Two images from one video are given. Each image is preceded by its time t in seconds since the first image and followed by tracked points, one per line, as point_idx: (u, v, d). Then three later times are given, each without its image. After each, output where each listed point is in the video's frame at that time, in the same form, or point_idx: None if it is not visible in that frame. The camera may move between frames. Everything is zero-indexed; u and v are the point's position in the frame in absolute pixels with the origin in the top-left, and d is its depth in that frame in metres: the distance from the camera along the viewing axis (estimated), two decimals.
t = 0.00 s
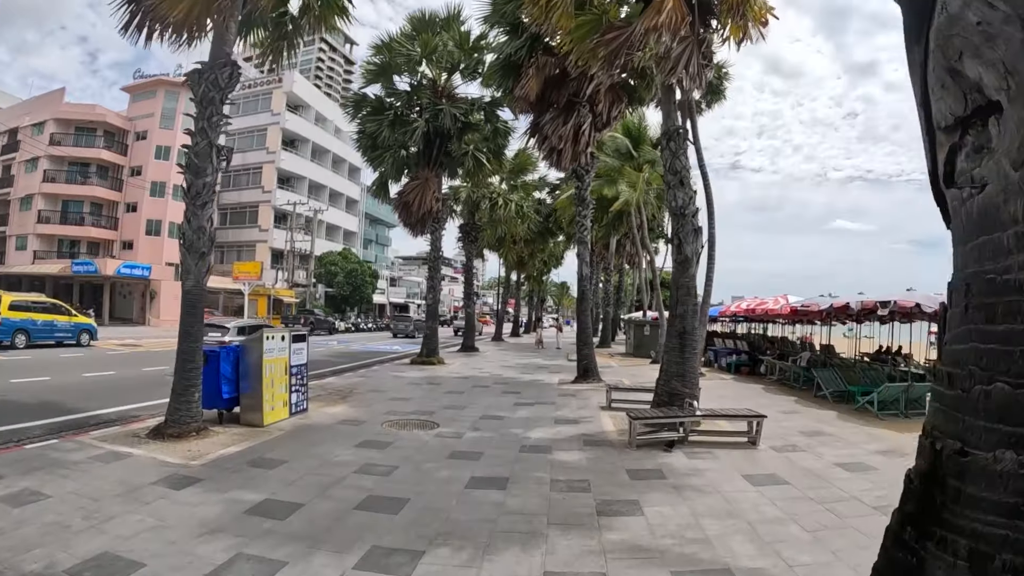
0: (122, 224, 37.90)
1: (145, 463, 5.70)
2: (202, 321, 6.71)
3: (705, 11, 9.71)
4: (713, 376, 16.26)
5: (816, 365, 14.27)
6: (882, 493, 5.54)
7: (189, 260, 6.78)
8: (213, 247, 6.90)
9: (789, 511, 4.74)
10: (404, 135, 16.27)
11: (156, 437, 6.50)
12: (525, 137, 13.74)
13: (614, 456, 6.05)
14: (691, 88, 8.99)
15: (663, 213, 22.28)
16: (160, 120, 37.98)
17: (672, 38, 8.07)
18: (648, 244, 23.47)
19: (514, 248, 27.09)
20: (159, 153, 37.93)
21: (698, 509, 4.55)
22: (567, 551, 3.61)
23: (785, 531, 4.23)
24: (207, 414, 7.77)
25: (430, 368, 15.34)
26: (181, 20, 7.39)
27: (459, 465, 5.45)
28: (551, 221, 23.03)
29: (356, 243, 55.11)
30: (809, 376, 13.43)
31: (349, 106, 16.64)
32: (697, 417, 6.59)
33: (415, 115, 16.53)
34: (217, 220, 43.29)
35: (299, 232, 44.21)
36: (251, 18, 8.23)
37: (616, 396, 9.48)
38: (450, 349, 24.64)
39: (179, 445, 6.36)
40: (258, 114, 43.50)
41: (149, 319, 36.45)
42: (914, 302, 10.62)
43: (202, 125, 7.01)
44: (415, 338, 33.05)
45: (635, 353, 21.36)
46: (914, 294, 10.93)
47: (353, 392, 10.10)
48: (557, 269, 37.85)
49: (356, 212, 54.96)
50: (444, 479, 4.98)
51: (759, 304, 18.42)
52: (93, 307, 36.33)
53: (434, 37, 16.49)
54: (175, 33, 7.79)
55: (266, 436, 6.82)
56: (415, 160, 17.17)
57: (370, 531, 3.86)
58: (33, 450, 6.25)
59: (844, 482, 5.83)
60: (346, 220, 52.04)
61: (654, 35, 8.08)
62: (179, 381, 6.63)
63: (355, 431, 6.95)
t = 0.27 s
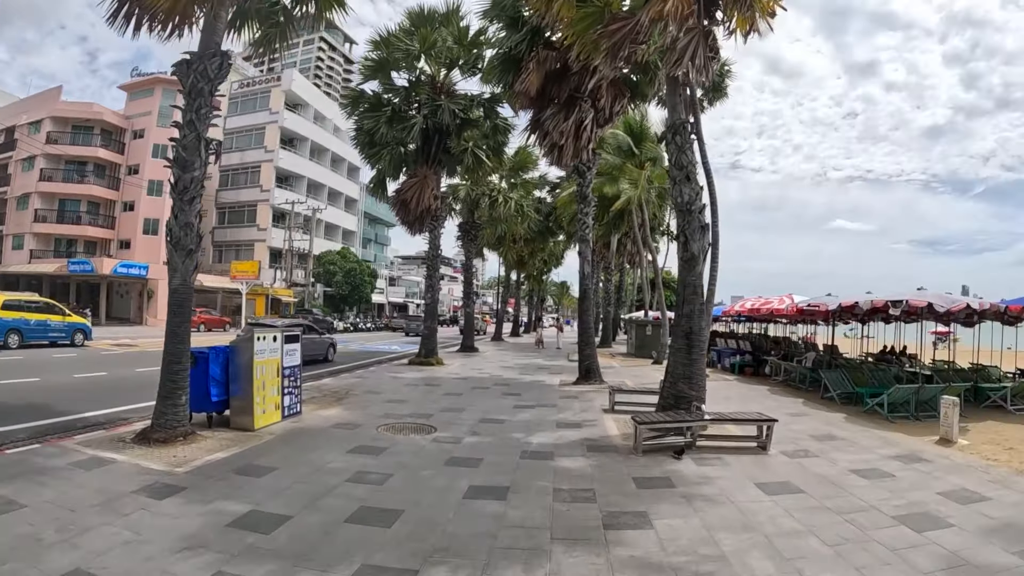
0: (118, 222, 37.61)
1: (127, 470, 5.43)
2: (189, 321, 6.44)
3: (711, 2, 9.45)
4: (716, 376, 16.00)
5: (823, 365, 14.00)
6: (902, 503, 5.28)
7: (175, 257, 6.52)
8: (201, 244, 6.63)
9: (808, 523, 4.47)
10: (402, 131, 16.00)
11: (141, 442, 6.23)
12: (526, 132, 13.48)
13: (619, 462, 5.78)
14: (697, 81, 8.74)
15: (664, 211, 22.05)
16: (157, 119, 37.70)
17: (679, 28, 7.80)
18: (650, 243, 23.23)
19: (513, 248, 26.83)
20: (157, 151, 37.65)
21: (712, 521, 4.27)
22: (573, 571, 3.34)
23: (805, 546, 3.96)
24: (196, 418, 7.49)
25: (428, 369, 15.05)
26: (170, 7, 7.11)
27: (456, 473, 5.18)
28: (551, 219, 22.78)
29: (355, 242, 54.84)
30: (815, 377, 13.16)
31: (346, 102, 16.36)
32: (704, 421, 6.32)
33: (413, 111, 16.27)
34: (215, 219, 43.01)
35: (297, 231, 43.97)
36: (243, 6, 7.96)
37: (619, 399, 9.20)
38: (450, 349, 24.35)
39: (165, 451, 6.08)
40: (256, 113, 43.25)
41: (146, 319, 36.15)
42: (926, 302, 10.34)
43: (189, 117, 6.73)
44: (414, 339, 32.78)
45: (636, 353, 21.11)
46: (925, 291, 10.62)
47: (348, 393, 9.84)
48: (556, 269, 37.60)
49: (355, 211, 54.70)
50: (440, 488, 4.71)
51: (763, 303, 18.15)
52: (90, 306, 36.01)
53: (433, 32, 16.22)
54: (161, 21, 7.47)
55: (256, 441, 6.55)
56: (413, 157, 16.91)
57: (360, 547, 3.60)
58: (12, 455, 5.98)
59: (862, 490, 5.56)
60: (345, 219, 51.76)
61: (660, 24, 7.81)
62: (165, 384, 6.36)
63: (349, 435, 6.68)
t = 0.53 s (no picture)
0: (115, 221, 37.32)
1: (110, 480, 5.16)
2: (176, 323, 6.17)
3: None
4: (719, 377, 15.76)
5: (829, 366, 13.75)
6: (924, 515, 5.03)
7: (162, 256, 6.25)
8: (189, 242, 6.37)
9: (829, 539, 4.22)
10: (400, 127, 15.73)
11: (127, 450, 5.97)
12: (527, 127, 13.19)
13: (626, 471, 5.53)
14: (705, 73, 8.47)
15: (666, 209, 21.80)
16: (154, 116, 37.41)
17: (686, 19, 7.53)
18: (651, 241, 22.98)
19: (512, 246, 26.56)
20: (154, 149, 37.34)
21: (728, 538, 4.02)
22: None
23: (827, 565, 3.71)
24: (186, 423, 7.23)
25: (427, 370, 14.78)
26: None
27: (455, 483, 4.92)
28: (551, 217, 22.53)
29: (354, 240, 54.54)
30: (822, 379, 12.91)
31: (344, 98, 16.08)
32: (714, 427, 6.07)
33: (411, 107, 15.99)
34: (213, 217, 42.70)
35: (295, 230, 43.68)
36: None
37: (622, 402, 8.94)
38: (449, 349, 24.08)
39: (151, 458, 5.82)
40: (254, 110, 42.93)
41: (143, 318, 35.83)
42: (939, 303, 10.09)
43: (177, 109, 6.45)
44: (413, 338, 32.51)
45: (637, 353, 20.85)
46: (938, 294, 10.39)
47: (344, 396, 9.58)
48: (556, 267, 37.35)
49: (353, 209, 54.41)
50: (439, 501, 4.45)
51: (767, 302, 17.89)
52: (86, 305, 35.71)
53: (432, 26, 15.94)
54: (149, 9, 7.18)
55: (247, 447, 6.29)
56: (412, 154, 16.63)
57: (352, 569, 3.34)
58: None
59: (880, 501, 5.31)
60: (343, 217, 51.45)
61: (667, 15, 7.53)
62: (151, 388, 6.10)
63: (343, 442, 6.42)
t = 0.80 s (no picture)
0: (113, 219, 37.08)
1: (93, 484, 4.90)
2: (164, 320, 5.92)
3: None
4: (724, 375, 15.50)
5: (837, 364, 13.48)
6: (952, 519, 4.77)
7: (151, 248, 5.98)
8: (179, 235, 6.09)
9: (857, 546, 3.96)
10: (399, 121, 15.47)
11: (115, 452, 5.71)
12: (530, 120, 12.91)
13: (636, 474, 5.26)
14: (715, 62, 8.20)
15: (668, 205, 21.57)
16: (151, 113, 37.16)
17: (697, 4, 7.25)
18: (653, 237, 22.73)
19: (513, 243, 26.30)
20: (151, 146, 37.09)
21: (750, 546, 3.75)
22: None
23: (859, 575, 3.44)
24: (177, 423, 6.97)
25: (427, 369, 14.51)
26: None
27: (457, 487, 4.65)
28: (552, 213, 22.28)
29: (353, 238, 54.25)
30: (830, 377, 12.64)
31: (343, 92, 15.82)
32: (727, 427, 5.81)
33: (411, 101, 15.72)
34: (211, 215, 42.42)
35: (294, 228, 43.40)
36: None
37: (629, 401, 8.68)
38: (449, 348, 23.84)
39: (139, 461, 5.55)
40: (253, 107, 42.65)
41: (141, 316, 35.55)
42: (954, 299, 9.82)
43: (166, 96, 6.17)
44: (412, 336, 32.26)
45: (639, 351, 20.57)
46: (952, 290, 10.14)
47: (342, 395, 9.31)
48: (556, 265, 37.13)
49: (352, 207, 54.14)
50: (440, 506, 4.18)
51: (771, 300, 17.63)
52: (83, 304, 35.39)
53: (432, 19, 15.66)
54: None
55: (239, 449, 6.02)
56: (412, 150, 16.37)
57: None
58: None
59: (904, 504, 5.05)
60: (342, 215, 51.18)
61: None
62: (139, 388, 5.83)
63: (340, 443, 6.15)
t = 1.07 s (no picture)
0: (112, 219, 36.89)
1: (74, 495, 4.63)
2: (153, 323, 5.67)
3: None
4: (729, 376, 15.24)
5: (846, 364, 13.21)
6: (983, 530, 4.49)
7: (138, 247, 5.72)
8: (168, 233, 5.84)
9: (887, 562, 3.69)
10: (399, 118, 15.23)
11: (101, 460, 5.45)
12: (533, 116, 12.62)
13: (648, 483, 5.00)
14: (724, 54, 7.94)
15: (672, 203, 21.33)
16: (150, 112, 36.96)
17: None
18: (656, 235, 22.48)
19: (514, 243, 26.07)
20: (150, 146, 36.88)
21: (774, 564, 3.49)
22: None
23: None
24: (168, 429, 6.71)
25: (427, 370, 14.24)
26: None
27: (458, 498, 4.38)
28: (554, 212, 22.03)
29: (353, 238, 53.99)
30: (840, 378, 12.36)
31: (342, 89, 15.58)
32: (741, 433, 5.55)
33: (411, 98, 15.48)
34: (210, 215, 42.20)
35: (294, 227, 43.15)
36: None
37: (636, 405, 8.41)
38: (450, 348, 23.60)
39: (126, 470, 5.29)
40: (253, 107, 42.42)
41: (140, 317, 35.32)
42: (971, 298, 9.53)
43: (155, 88, 5.91)
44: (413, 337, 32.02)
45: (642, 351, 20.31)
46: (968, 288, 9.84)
47: (340, 398, 9.04)
48: (558, 265, 36.89)
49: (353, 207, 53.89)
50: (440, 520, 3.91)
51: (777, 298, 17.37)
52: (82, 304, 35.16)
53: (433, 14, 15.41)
54: None
55: (231, 456, 5.76)
56: (412, 148, 16.12)
57: None
58: None
59: (931, 514, 4.77)
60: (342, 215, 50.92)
61: None
62: (128, 393, 5.58)
63: (336, 449, 5.89)
